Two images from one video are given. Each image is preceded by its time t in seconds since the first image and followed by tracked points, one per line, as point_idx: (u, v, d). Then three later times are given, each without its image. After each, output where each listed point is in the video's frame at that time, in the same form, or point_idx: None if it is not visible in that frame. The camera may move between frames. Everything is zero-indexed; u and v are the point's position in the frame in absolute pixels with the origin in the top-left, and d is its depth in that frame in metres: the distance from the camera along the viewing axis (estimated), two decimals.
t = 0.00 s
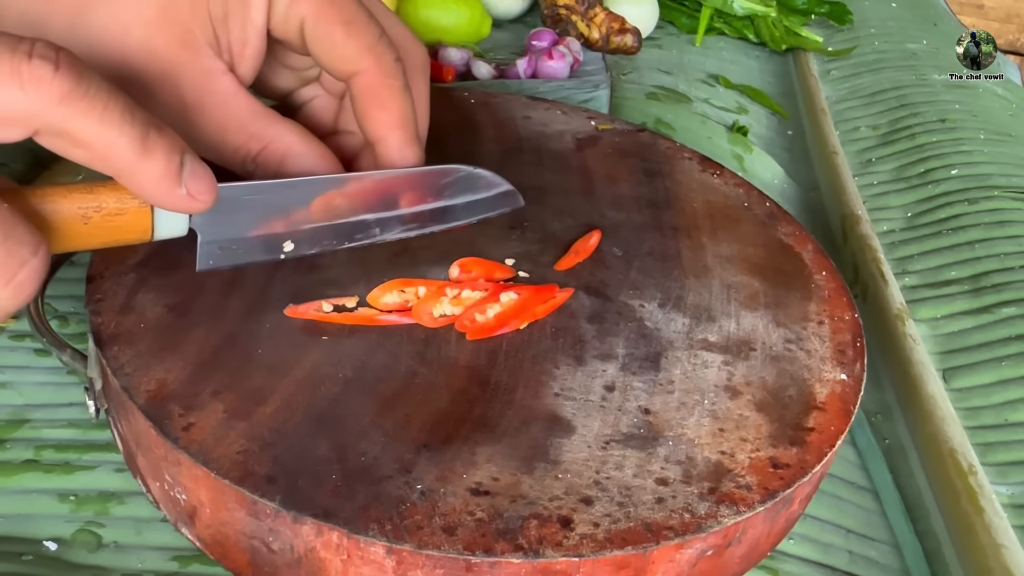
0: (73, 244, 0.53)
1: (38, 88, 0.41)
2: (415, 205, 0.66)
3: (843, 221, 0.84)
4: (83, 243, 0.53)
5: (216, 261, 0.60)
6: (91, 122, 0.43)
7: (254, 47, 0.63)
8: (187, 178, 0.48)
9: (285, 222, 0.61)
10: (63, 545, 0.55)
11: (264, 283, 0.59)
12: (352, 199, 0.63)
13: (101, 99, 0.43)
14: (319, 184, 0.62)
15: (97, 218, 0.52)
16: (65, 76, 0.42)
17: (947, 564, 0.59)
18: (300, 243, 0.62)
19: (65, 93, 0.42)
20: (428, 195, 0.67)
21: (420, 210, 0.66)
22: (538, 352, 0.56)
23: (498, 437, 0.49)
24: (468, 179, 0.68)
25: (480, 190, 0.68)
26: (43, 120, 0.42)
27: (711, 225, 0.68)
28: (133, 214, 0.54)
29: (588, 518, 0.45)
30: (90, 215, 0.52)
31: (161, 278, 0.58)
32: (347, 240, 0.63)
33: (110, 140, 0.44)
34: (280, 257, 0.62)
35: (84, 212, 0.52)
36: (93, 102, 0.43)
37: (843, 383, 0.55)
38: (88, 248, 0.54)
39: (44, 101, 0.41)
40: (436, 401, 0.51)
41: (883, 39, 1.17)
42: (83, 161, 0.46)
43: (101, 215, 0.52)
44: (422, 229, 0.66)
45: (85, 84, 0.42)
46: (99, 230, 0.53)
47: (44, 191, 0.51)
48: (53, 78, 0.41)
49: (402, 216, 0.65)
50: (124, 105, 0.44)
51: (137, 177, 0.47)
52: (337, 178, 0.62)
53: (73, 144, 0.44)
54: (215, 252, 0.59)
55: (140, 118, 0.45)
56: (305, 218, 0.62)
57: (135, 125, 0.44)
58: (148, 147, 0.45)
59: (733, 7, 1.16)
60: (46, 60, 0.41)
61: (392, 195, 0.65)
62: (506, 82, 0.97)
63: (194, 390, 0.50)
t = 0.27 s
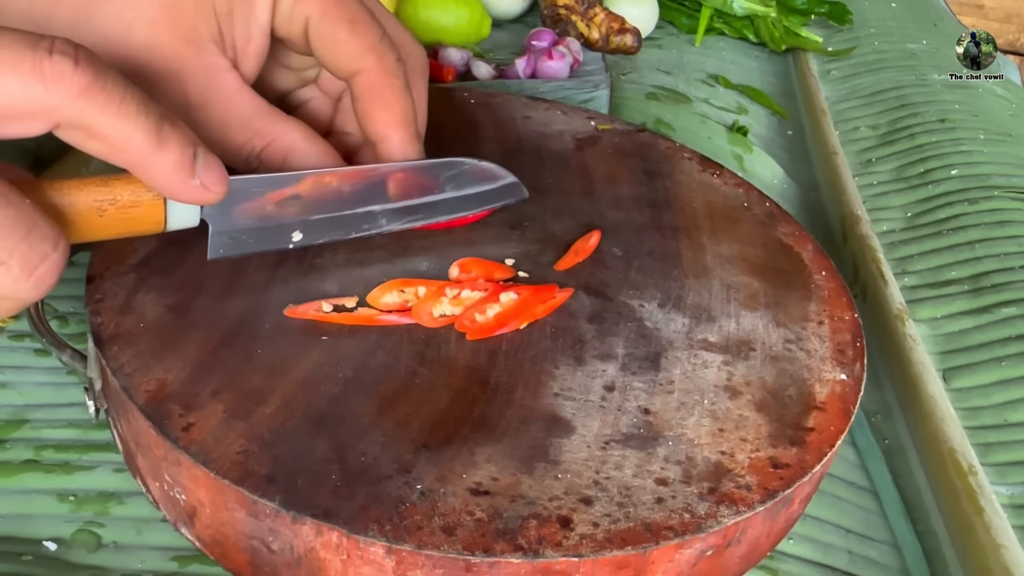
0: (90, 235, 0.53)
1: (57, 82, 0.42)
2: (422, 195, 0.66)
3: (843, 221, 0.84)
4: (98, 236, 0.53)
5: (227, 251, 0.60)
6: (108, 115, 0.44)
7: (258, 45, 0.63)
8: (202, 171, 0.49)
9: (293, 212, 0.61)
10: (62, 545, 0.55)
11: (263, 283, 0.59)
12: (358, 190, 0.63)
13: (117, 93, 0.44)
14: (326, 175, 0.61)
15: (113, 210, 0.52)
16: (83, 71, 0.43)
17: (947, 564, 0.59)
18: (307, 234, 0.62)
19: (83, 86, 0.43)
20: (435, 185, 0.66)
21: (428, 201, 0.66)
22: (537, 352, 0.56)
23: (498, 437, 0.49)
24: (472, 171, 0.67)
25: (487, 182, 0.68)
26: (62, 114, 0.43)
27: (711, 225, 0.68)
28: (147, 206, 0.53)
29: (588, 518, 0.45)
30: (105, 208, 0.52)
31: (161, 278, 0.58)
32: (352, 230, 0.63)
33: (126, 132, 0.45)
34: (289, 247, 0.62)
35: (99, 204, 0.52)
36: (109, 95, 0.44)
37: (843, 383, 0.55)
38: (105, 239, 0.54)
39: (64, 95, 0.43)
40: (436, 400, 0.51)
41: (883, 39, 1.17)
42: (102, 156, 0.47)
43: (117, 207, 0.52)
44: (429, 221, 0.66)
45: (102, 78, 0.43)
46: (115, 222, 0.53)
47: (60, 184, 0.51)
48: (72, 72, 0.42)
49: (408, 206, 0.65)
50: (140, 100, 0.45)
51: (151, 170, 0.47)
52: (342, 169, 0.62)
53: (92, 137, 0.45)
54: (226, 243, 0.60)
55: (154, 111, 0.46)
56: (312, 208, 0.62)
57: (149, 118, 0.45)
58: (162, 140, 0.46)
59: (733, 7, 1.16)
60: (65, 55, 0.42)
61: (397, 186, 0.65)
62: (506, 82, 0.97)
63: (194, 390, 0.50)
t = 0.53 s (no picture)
0: (85, 228, 0.53)
1: (58, 71, 0.42)
2: (417, 188, 0.66)
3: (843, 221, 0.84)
4: (91, 228, 0.52)
5: (223, 244, 0.59)
6: (110, 105, 0.44)
7: (265, 43, 0.64)
8: (198, 159, 0.49)
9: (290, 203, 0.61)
10: (62, 545, 0.55)
11: (263, 283, 0.59)
12: (354, 181, 0.63)
13: (118, 83, 0.44)
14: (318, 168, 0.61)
15: (107, 203, 0.52)
16: (84, 60, 0.43)
17: (947, 564, 0.59)
18: (303, 226, 0.61)
19: (85, 76, 0.43)
20: (430, 178, 0.66)
21: (424, 193, 0.66)
22: (537, 352, 0.56)
23: (498, 437, 0.49)
24: (468, 164, 0.67)
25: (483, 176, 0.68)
26: (61, 103, 0.43)
27: (711, 225, 0.68)
28: (142, 199, 0.53)
29: (588, 518, 0.45)
30: (100, 200, 0.52)
31: (161, 278, 0.58)
32: (347, 223, 0.63)
33: (127, 123, 0.45)
34: (285, 240, 0.61)
35: (94, 196, 0.52)
36: (111, 85, 0.44)
37: (842, 383, 0.55)
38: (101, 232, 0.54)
39: (64, 84, 0.42)
40: (436, 400, 0.51)
41: (883, 39, 1.17)
42: (98, 145, 0.47)
43: (111, 200, 0.52)
44: (425, 214, 0.65)
45: (103, 68, 0.43)
46: (109, 215, 0.53)
47: (55, 175, 0.51)
48: (73, 61, 0.42)
49: (403, 199, 0.65)
50: (140, 90, 0.45)
51: (150, 160, 0.48)
52: (337, 162, 0.61)
53: (92, 126, 0.45)
54: (221, 236, 0.59)
55: (154, 101, 0.46)
56: (308, 200, 0.61)
57: (149, 108, 0.45)
58: (162, 130, 0.46)
59: (733, 7, 1.16)
60: (65, 45, 0.42)
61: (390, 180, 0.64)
62: (506, 82, 0.97)
63: (194, 391, 0.50)
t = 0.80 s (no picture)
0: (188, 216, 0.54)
1: (183, 62, 0.41)
2: (428, 189, 0.64)
3: (843, 221, 0.84)
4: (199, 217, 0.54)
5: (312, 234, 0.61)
6: (227, 98, 0.43)
7: (265, 45, 0.64)
8: (298, 148, 0.50)
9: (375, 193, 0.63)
10: (62, 545, 0.55)
11: (263, 284, 0.59)
12: (355, 182, 0.62)
13: (229, 79, 0.43)
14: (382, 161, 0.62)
15: (213, 194, 0.54)
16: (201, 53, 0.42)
17: (947, 564, 0.59)
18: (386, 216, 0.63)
19: (202, 70, 0.42)
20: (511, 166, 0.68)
21: (497, 182, 0.67)
22: (537, 353, 0.56)
23: (497, 437, 0.49)
24: (538, 153, 0.69)
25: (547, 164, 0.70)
26: (179, 94, 0.42)
27: (711, 226, 0.68)
28: (243, 190, 0.55)
29: (588, 519, 0.45)
30: (208, 190, 0.54)
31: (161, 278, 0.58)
32: (355, 225, 0.62)
33: (240, 114, 0.44)
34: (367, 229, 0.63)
35: (201, 186, 0.53)
36: (227, 80, 0.43)
37: (842, 384, 0.55)
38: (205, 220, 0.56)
39: (189, 76, 0.41)
40: (436, 401, 0.51)
41: (883, 39, 1.17)
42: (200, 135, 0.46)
43: (218, 189, 0.54)
44: (496, 201, 0.66)
45: (218, 62, 0.43)
46: (212, 206, 0.55)
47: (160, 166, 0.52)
48: (195, 54, 0.41)
49: (402, 202, 0.63)
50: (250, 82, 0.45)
51: (257, 150, 0.48)
52: (338, 163, 0.60)
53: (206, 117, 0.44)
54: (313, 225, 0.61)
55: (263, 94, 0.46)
56: (312, 202, 0.60)
57: (260, 100, 0.45)
58: (269, 122, 0.47)
59: (733, 7, 1.16)
60: (186, 39, 0.41)
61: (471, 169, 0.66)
62: (506, 82, 0.97)
63: (194, 391, 0.50)
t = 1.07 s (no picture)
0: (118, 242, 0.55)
1: (117, 87, 0.44)
2: (362, 217, 0.63)
3: (843, 222, 0.84)
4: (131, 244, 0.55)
5: (275, 260, 0.61)
6: (162, 121, 0.46)
7: (277, 49, 0.64)
8: (240, 172, 0.52)
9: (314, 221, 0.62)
10: (62, 545, 0.55)
11: (263, 285, 0.59)
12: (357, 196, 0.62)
13: (174, 103, 0.47)
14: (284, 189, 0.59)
15: (153, 220, 0.55)
16: (141, 74, 0.45)
17: (945, 565, 0.59)
18: (338, 242, 0.63)
19: (144, 93, 0.45)
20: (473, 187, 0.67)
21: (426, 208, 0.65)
22: (536, 353, 0.56)
23: (496, 437, 0.49)
24: (495, 175, 0.68)
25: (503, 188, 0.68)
26: (114, 115, 0.45)
27: (710, 226, 0.68)
28: (184, 217, 0.56)
29: (586, 519, 0.45)
30: (149, 216, 0.55)
31: (161, 280, 0.58)
32: (306, 251, 0.62)
33: (179, 137, 0.47)
34: (319, 254, 0.63)
35: (141, 213, 0.54)
36: (168, 102, 0.46)
37: (841, 384, 0.55)
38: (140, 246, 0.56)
39: (129, 98, 0.45)
40: (435, 401, 0.52)
41: (882, 40, 1.17)
42: (150, 160, 0.49)
43: (158, 215, 0.55)
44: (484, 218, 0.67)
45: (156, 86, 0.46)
46: (149, 233, 0.55)
47: (104, 195, 0.53)
48: (129, 74, 0.45)
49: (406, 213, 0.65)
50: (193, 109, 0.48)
51: (194, 174, 0.50)
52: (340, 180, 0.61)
53: (142, 142, 0.48)
54: (260, 249, 0.60)
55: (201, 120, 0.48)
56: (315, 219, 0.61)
57: (200, 125, 0.48)
58: (208, 146, 0.49)
59: (733, 8, 1.16)
60: (128, 68, 0.45)
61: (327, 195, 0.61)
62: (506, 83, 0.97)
63: (194, 392, 0.50)
